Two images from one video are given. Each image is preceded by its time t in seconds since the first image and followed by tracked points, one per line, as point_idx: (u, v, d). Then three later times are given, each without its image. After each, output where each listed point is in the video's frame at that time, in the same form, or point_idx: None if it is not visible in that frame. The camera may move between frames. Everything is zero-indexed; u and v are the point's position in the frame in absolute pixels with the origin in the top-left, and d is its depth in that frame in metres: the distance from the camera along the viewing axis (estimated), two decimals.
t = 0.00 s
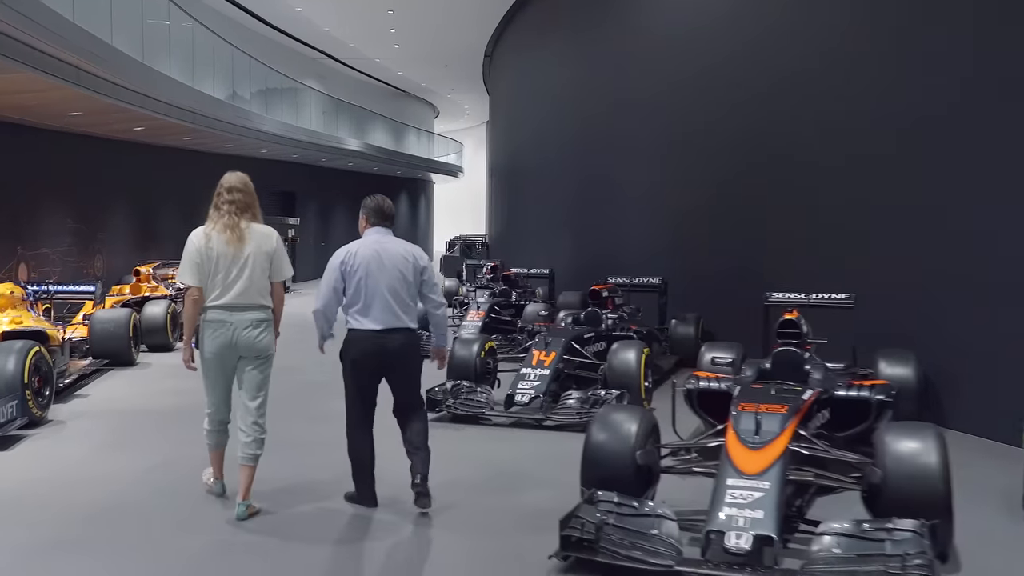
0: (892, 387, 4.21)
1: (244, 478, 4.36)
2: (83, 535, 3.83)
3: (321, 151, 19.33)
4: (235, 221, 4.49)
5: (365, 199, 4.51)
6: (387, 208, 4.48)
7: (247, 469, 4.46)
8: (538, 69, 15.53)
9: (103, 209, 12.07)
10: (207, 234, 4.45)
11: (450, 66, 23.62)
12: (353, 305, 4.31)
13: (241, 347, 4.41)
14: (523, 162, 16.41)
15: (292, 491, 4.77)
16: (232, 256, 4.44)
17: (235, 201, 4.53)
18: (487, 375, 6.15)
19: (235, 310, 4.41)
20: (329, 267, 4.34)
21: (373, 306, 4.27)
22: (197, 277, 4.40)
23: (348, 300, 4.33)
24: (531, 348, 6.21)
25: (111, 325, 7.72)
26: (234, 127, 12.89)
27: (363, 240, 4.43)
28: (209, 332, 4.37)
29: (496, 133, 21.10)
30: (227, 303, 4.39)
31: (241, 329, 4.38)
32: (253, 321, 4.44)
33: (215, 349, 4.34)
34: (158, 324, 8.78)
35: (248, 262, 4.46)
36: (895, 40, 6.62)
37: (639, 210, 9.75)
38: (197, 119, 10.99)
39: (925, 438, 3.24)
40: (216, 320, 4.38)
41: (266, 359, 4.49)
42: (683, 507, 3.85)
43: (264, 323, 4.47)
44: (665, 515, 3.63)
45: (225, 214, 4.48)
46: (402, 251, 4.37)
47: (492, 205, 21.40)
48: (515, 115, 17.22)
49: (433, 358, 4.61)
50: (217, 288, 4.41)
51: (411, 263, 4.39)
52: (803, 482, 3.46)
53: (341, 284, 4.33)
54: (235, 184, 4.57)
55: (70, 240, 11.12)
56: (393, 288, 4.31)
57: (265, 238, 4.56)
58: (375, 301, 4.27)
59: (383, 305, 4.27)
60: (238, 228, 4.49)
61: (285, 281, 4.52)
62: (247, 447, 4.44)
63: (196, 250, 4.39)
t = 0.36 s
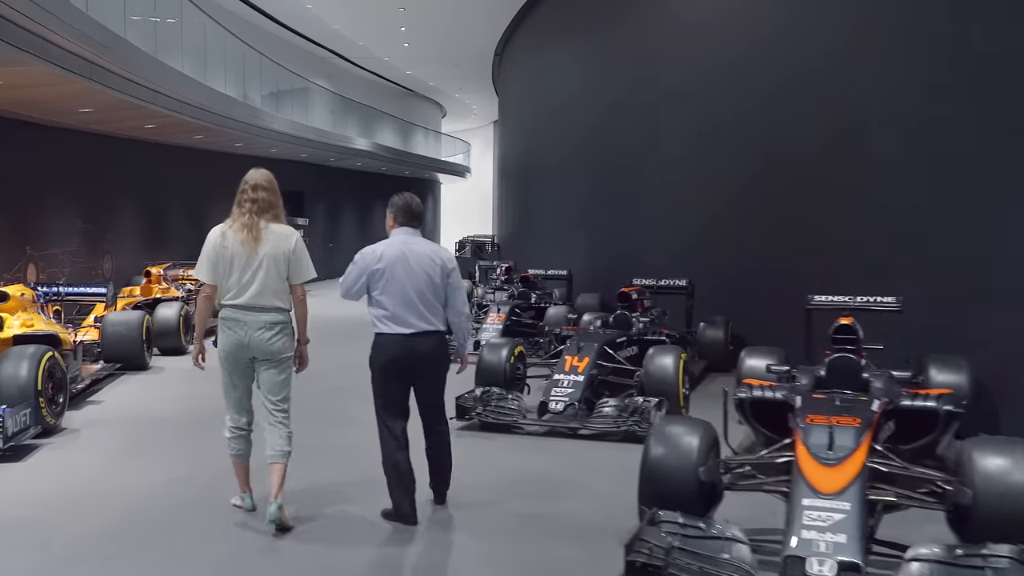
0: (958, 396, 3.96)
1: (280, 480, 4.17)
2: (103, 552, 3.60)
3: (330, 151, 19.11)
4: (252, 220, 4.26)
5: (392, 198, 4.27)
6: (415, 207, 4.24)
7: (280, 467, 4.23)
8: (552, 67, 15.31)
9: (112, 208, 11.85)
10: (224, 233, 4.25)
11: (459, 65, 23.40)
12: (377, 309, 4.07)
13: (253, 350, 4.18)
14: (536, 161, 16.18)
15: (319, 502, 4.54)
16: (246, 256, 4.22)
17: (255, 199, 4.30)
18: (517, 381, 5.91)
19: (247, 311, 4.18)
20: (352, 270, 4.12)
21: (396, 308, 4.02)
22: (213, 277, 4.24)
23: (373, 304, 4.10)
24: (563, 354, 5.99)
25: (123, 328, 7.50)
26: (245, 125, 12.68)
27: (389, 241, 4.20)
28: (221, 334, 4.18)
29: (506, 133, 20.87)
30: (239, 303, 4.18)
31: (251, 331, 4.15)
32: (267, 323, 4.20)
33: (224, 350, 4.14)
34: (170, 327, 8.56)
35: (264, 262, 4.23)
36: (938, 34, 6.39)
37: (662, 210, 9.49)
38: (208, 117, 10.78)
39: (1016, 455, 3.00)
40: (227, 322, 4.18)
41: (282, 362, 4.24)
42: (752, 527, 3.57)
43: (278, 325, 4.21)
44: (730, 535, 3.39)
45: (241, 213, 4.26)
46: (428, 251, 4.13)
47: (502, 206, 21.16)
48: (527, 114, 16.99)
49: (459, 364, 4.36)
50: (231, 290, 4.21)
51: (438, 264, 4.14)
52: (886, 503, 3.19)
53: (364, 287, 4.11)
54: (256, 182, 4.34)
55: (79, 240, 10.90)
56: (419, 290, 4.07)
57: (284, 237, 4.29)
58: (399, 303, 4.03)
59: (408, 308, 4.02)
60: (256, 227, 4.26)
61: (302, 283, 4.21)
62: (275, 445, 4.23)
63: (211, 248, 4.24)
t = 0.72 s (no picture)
0: None
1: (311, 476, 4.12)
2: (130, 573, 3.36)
3: (342, 151, 18.89)
4: (278, 216, 4.01)
5: (449, 198, 4.06)
6: (475, 209, 4.04)
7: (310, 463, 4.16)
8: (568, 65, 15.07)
9: (124, 208, 11.63)
10: (248, 229, 4.00)
11: (471, 64, 23.16)
12: (432, 309, 3.83)
13: (282, 351, 3.93)
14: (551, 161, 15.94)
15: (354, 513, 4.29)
16: (271, 253, 3.96)
17: (282, 195, 4.06)
18: (553, 387, 5.68)
19: (275, 311, 3.93)
20: (407, 266, 3.87)
21: (454, 310, 3.80)
22: (235, 275, 4.00)
23: (425, 304, 3.86)
24: (600, 358, 5.74)
25: (139, 331, 7.27)
26: (260, 124, 12.46)
27: (445, 241, 3.96)
28: (248, 336, 3.93)
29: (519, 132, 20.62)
30: (263, 304, 3.93)
31: (280, 332, 3.90)
32: (296, 325, 3.94)
33: (251, 352, 3.89)
34: (187, 330, 8.33)
35: (288, 261, 3.96)
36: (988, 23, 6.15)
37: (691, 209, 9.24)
38: (223, 115, 10.56)
39: None
40: (253, 323, 3.92)
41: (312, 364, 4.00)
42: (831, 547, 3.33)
43: (307, 326, 3.96)
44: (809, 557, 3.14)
45: (268, 209, 4.01)
46: (489, 254, 3.93)
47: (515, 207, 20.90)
48: (542, 113, 16.75)
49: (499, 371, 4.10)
50: (255, 288, 3.95)
51: (495, 268, 3.95)
52: (985, 524, 2.95)
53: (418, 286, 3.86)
54: (283, 177, 4.10)
55: (92, 241, 10.68)
56: (477, 294, 3.86)
57: (311, 234, 4.03)
58: (457, 305, 3.81)
59: (466, 310, 3.81)
60: (282, 223, 4.01)
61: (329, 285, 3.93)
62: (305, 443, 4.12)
63: (234, 244, 3.99)
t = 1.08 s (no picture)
0: None
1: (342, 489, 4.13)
2: None
3: (362, 152, 18.68)
4: (333, 223, 3.84)
5: (507, 198, 4.09)
6: (530, 209, 4.07)
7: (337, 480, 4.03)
8: (594, 65, 14.82)
9: (146, 210, 11.44)
10: (301, 236, 3.80)
11: (491, 65, 22.92)
12: (497, 311, 3.87)
13: (336, 362, 3.75)
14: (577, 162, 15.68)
15: (403, 532, 4.08)
16: (327, 261, 3.78)
17: (334, 201, 3.88)
18: (600, 398, 5.46)
19: (331, 322, 3.75)
20: (472, 266, 3.88)
21: (520, 314, 3.85)
22: (287, 284, 3.77)
23: (488, 304, 3.90)
24: (650, 368, 5.51)
25: (166, 337, 7.07)
26: (284, 125, 12.26)
27: (506, 241, 3.99)
28: (302, 347, 3.72)
29: (540, 133, 20.39)
30: (320, 315, 3.74)
31: (338, 344, 3.72)
32: (351, 337, 3.78)
33: (308, 364, 3.69)
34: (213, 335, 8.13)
35: (344, 271, 3.80)
36: None
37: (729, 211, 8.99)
38: (249, 116, 10.36)
39: None
40: (308, 332, 3.72)
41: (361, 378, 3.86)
42: None
43: (361, 336, 3.81)
44: None
45: (323, 215, 3.83)
46: (551, 257, 3.97)
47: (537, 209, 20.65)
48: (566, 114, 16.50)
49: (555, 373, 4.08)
50: (309, 297, 3.76)
51: (556, 269, 4.00)
52: None
53: (483, 287, 3.88)
54: (332, 183, 3.92)
55: (114, 243, 10.49)
56: (540, 296, 3.92)
57: (364, 242, 3.89)
58: (523, 308, 3.86)
59: (531, 314, 3.87)
60: (336, 230, 3.84)
61: (387, 295, 3.83)
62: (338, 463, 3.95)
63: (286, 251, 3.76)
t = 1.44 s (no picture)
0: None
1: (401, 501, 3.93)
2: None
3: (390, 153, 18.51)
4: (402, 221, 3.89)
5: (549, 203, 3.96)
6: (573, 213, 3.92)
7: (398, 487, 3.91)
8: (626, 64, 14.58)
9: (177, 212, 11.29)
10: (372, 235, 3.82)
11: (519, 65, 22.70)
12: (540, 319, 3.71)
13: (405, 362, 3.81)
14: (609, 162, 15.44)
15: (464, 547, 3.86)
16: (399, 260, 3.82)
17: (399, 199, 3.92)
18: (657, 406, 5.22)
19: (401, 320, 3.79)
20: (512, 275, 3.75)
21: (564, 322, 3.67)
22: (361, 284, 3.74)
23: (533, 314, 3.74)
24: (710, 375, 5.27)
25: (202, 341, 6.89)
26: (315, 125, 12.10)
27: (548, 248, 3.85)
28: (373, 344, 3.75)
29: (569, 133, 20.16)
30: (392, 312, 3.77)
31: (409, 341, 3.77)
32: (419, 333, 3.84)
33: (380, 361, 3.73)
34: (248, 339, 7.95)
35: (414, 269, 3.85)
36: None
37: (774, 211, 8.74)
38: (282, 115, 10.19)
39: None
40: (381, 332, 3.76)
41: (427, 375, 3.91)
42: None
43: (428, 334, 3.87)
44: None
45: (392, 214, 3.86)
46: (597, 261, 3.77)
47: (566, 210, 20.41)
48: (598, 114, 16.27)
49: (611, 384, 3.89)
50: (382, 297, 3.78)
51: (603, 274, 3.79)
52: None
53: (524, 296, 3.73)
54: (394, 182, 3.96)
55: (145, 246, 10.33)
56: (587, 301, 3.72)
57: (429, 240, 3.96)
58: (567, 314, 3.67)
59: (577, 320, 3.67)
60: (404, 229, 3.88)
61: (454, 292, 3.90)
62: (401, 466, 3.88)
63: (358, 251, 3.76)
